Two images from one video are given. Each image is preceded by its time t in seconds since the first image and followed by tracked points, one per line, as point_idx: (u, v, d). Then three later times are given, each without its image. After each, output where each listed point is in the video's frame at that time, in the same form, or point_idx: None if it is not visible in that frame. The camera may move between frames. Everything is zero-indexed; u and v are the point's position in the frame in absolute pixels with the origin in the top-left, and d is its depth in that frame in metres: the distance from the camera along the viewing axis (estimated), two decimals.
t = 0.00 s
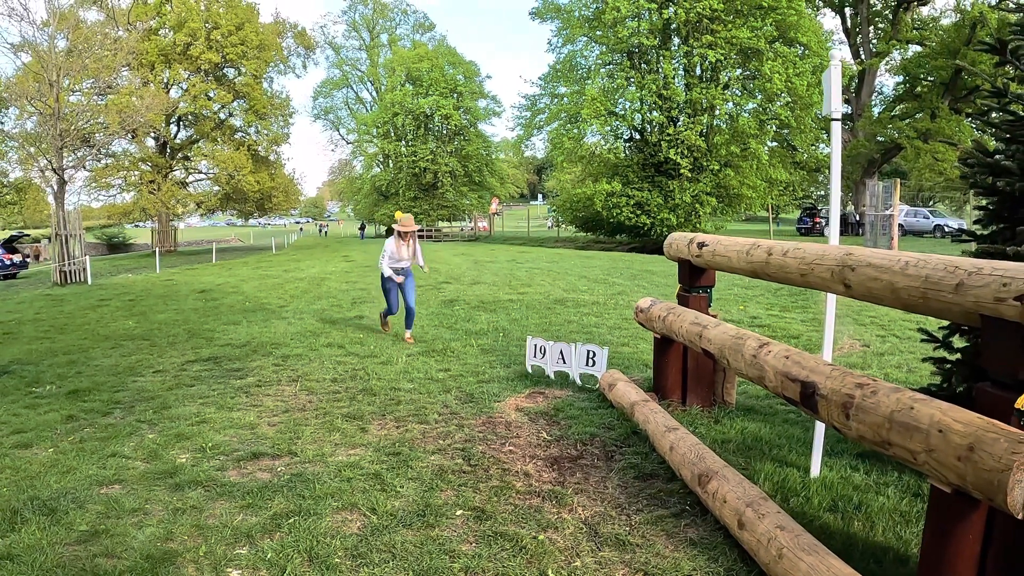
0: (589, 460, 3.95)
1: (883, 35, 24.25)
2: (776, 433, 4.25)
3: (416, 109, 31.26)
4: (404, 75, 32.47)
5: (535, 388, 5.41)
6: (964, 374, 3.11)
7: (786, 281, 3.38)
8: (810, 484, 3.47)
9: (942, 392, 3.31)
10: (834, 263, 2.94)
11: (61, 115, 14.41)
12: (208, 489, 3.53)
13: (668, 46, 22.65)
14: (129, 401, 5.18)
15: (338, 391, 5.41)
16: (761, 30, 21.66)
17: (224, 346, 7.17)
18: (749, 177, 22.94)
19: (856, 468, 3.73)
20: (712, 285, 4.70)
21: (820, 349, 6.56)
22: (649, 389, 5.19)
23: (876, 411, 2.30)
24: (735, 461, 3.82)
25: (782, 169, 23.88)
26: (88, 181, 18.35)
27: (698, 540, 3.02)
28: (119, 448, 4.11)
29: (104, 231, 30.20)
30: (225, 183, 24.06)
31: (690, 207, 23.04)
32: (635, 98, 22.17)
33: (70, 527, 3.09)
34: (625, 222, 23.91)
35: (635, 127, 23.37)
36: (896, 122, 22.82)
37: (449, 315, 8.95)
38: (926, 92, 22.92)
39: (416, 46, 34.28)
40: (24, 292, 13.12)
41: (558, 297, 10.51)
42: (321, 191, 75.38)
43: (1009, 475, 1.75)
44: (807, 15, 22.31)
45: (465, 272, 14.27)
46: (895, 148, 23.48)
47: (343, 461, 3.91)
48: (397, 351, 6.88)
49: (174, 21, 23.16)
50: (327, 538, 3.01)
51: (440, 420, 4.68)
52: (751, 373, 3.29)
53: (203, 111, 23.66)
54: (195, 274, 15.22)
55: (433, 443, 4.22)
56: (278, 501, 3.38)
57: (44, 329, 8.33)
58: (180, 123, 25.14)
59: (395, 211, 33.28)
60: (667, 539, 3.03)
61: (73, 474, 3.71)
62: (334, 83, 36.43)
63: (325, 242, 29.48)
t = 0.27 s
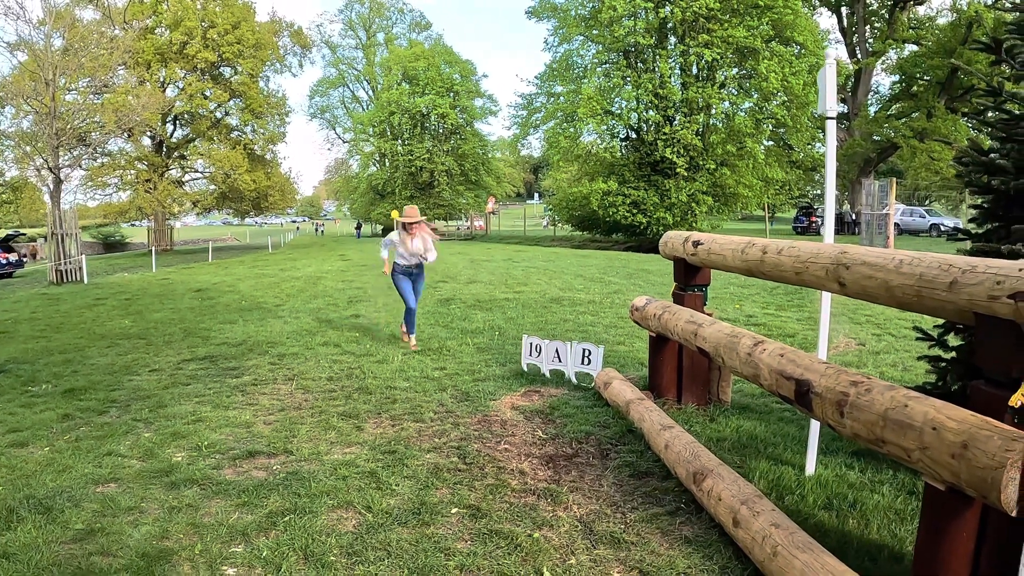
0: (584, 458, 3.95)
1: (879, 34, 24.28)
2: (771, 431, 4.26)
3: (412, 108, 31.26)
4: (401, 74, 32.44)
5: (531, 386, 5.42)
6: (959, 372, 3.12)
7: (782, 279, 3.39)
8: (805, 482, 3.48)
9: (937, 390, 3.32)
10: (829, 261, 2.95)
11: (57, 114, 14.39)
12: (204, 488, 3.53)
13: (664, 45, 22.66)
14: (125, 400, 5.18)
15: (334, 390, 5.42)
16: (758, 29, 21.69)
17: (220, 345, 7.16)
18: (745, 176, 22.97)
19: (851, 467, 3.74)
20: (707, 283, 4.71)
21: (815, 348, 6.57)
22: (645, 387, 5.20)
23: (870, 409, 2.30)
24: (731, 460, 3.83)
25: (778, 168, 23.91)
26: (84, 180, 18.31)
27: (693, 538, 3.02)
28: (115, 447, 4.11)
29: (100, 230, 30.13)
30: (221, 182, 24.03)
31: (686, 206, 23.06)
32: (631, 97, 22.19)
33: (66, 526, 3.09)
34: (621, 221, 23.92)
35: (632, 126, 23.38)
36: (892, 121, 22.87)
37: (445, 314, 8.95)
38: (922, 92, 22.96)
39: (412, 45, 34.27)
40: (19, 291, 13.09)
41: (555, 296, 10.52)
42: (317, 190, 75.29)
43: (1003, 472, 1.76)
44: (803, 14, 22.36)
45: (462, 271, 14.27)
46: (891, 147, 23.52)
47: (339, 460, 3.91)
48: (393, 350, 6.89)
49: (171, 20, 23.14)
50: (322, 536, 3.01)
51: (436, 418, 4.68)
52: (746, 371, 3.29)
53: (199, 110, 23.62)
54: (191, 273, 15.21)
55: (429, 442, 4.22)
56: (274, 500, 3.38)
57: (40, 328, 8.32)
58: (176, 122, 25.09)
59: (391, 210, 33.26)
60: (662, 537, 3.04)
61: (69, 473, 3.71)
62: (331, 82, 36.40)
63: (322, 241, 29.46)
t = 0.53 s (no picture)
0: (576, 455, 3.96)
1: (871, 33, 24.37)
2: (762, 427, 4.28)
3: (404, 107, 31.22)
4: (392, 73, 32.34)
5: (522, 383, 5.43)
6: (949, 368, 3.13)
7: (772, 276, 3.40)
8: (796, 478, 3.49)
9: (926, 386, 3.33)
10: (819, 257, 2.96)
11: (48, 113, 14.31)
12: (195, 485, 3.51)
13: (656, 44, 22.70)
14: (116, 398, 5.15)
15: (325, 387, 5.41)
16: (749, 28, 21.77)
17: (212, 343, 7.14)
18: (737, 175, 23.05)
19: (841, 462, 3.76)
20: (698, 280, 4.72)
21: (806, 345, 6.60)
22: (636, 384, 5.21)
23: (861, 403, 2.31)
24: (722, 456, 3.84)
25: (770, 167, 23.98)
26: (75, 180, 18.22)
27: (684, 533, 3.03)
28: (106, 445, 4.09)
29: (91, 230, 29.96)
30: (213, 181, 23.96)
31: (678, 205, 23.11)
32: (623, 95, 22.24)
33: (57, 524, 3.07)
34: (613, 219, 23.96)
35: (624, 125, 23.41)
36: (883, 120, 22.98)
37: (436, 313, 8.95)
38: (913, 90, 23.06)
39: (404, 44, 34.22)
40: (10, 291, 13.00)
41: (546, 294, 10.53)
42: (309, 189, 75.04)
43: (993, 466, 1.77)
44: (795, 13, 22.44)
45: (453, 270, 14.25)
46: (882, 146, 23.63)
47: (330, 457, 3.91)
48: (384, 347, 6.89)
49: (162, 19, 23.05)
50: (314, 532, 3.00)
51: (427, 415, 4.68)
52: (737, 367, 3.30)
53: (190, 109, 23.52)
54: (183, 273, 15.14)
55: (420, 438, 4.22)
56: (265, 497, 3.37)
57: (31, 327, 8.27)
58: (167, 121, 24.97)
59: (383, 209, 33.23)
60: (652, 533, 3.04)
61: (60, 471, 3.69)
62: (323, 81, 36.33)
63: (314, 240, 29.40)
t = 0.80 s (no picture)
0: (564, 451, 3.95)
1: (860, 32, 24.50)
2: (752, 423, 4.28)
3: (393, 106, 31.12)
4: (381, 71, 32.18)
5: (511, 380, 5.42)
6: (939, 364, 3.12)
7: (761, 270, 3.40)
8: (785, 473, 3.49)
9: (916, 381, 3.34)
10: (808, 251, 2.96)
11: (35, 111, 14.17)
12: (181, 482, 3.48)
13: (645, 42, 22.75)
14: (102, 396, 5.10)
15: (313, 385, 5.38)
16: (739, 26, 21.87)
17: (200, 341, 7.08)
18: (726, 173, 23.15)
19: (831, 458, 3.76)
20: (687, 276, 4.73)
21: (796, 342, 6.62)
22: (624, 381, 5.21)
23: (851, 397, 2.31)
24: (711, 451, 3.84)
25: (758, 165, 24.09)
26: (62, 178, 18.06)
27: (674, 528, 3.02)
28: (91, 443, 4.04)
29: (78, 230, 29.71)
30: (201, 179, 23.83)
31: (667, 203, 23.18)
32: (612, 94, 22.29)
33: (41, 521, 3.03)
34: (602, 218, 24.01)
35: (613, 123, 23.48)
36: (872, 119, 23.12)
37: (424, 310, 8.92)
38: (902, 89, 23.19)
39: (393, 42, 34.14)
40: None
41: (535, 292, 10.52)
42: (298, 188, 74.75)
43: (985, 458, 1.76)
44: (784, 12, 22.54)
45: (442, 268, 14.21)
46: (870, 145, 23.78)
47: (317, 454, 3.87)
48: (372, 345, 6.88)
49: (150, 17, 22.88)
50: (300, 529, 2.98)
51: (415, 412, 4.66)
52: (726, 362, 3.30)
53: (178, 107, 23.38)
54: (171, 271, 15.03)
55: (407, 435, 4.20)
56: (251, 493, 3.34)
57: (17, 326, 8.18)
58: (156, 119, 24.79)
59: (372, 208, 33.17)
60: (642, 528, 3.03)
61: (45, 469, 3.64)
62: (312, 80, 36.18)
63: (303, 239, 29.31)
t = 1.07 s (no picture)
0: (556, 448, 3.92)
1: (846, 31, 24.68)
2: (744, 420, 4.27)
3: (379, 104, 30.97)
4: (368, 70, 31.94)
5: (500, 378, 5.40)
6: (933, 359, 3.13)
7: (754, 265, 3.38)
8: (780, 470, 3.48)
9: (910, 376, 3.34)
10: (803, 246, 2.94)
11: (20, 108, 13.96)
12: (167, 482, 3.41)
13: (632, 41, 22.81)
14: (87, 395, 5.00)
15: (300, 383, 5.33)
16: (725, 25, 22.01)
17: (186, 340, 6.98)
18: (713, 172, 23.28)
19: (825, 454, 3.75)
20: (677, 272, 4.71)
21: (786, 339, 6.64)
22: (615, 378, 5.20)
23: (848, 392, 2.30)
24: (704, 448, 3.83)
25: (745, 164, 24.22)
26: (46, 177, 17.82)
27: (669, 526, 3.00)
28: (76, 442, 3.95)
29: (62, 229, 29.33)
30: (187, 178, 23.62)
31: (653, 202, 23.27)
32: (599, 92, 22.36)
33: (25, 522, 2.95)
34: (589, 216, 24.07)
35: (600, 122, 23.55)
36: (858, 118, 23.32)
37: (412, 309, 8.87)
38: (888, 89, 23.35)
39: (380, 41, 33.98)
40: None
41: (523, 290, 10.51)
42: (283, 187, 74.27)
43: (987, 452, 1.75)
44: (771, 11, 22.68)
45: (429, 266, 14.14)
46: (856, 144, 23.97)
47: (305, 452, 3.83)
48: (359, 343, 6.86)
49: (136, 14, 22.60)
50: (289, 529, 2.92)
51: (405, 410, 4.63)
52: (719, 358, 3.28)
53: (165, 106, 23.23)
54: (156, 270, 14.84)
55: (397, 433, 4.16)
56: (239, 493, 3.28)
57: None
58: (142, 118, 24.51)
59: (359, 207, 33.06)
60: (636, 526, 3.01)
61: (29, 469, 3.55)
62: (298, 78, 35.92)
63: (289, 237, 29.15)
